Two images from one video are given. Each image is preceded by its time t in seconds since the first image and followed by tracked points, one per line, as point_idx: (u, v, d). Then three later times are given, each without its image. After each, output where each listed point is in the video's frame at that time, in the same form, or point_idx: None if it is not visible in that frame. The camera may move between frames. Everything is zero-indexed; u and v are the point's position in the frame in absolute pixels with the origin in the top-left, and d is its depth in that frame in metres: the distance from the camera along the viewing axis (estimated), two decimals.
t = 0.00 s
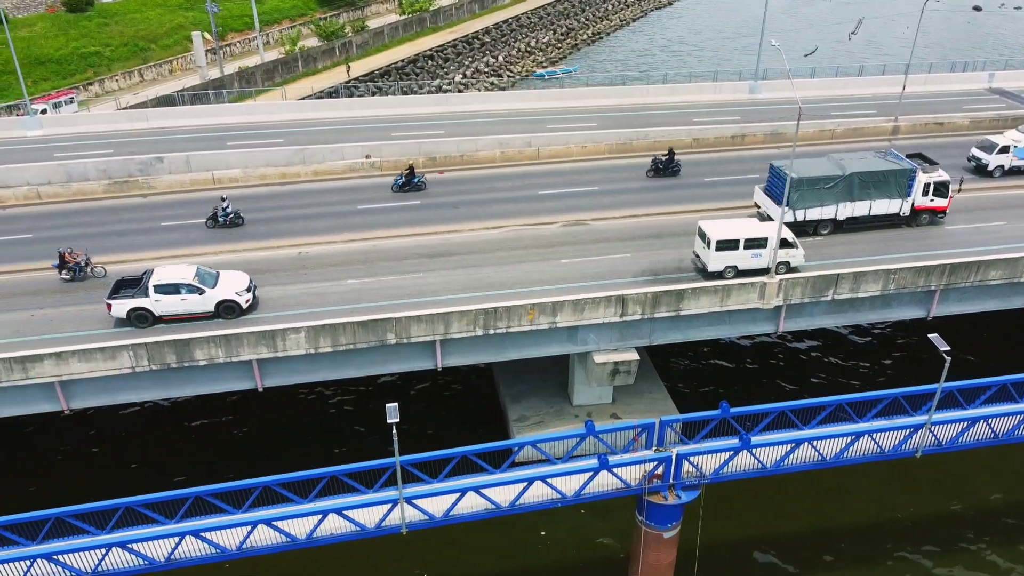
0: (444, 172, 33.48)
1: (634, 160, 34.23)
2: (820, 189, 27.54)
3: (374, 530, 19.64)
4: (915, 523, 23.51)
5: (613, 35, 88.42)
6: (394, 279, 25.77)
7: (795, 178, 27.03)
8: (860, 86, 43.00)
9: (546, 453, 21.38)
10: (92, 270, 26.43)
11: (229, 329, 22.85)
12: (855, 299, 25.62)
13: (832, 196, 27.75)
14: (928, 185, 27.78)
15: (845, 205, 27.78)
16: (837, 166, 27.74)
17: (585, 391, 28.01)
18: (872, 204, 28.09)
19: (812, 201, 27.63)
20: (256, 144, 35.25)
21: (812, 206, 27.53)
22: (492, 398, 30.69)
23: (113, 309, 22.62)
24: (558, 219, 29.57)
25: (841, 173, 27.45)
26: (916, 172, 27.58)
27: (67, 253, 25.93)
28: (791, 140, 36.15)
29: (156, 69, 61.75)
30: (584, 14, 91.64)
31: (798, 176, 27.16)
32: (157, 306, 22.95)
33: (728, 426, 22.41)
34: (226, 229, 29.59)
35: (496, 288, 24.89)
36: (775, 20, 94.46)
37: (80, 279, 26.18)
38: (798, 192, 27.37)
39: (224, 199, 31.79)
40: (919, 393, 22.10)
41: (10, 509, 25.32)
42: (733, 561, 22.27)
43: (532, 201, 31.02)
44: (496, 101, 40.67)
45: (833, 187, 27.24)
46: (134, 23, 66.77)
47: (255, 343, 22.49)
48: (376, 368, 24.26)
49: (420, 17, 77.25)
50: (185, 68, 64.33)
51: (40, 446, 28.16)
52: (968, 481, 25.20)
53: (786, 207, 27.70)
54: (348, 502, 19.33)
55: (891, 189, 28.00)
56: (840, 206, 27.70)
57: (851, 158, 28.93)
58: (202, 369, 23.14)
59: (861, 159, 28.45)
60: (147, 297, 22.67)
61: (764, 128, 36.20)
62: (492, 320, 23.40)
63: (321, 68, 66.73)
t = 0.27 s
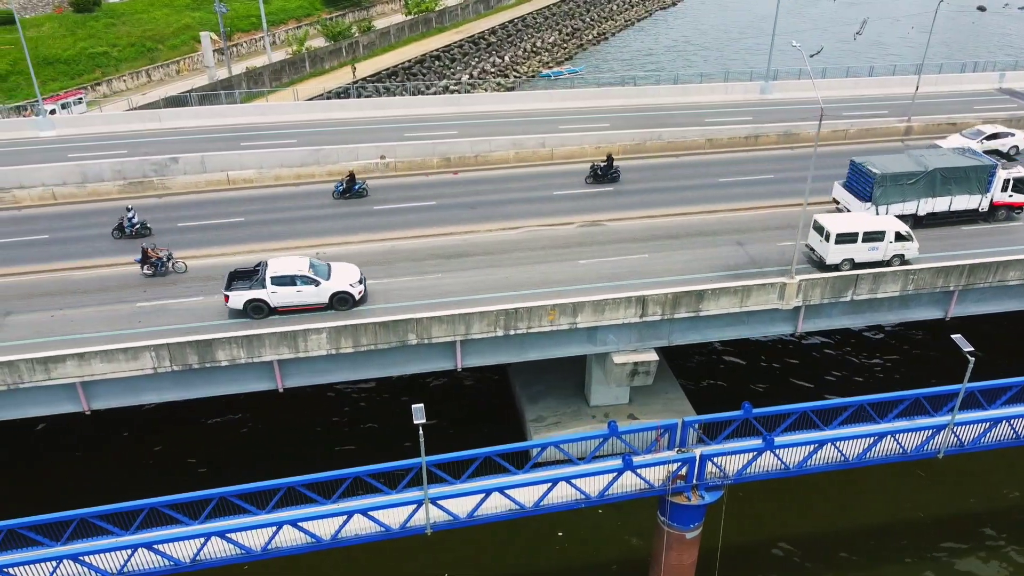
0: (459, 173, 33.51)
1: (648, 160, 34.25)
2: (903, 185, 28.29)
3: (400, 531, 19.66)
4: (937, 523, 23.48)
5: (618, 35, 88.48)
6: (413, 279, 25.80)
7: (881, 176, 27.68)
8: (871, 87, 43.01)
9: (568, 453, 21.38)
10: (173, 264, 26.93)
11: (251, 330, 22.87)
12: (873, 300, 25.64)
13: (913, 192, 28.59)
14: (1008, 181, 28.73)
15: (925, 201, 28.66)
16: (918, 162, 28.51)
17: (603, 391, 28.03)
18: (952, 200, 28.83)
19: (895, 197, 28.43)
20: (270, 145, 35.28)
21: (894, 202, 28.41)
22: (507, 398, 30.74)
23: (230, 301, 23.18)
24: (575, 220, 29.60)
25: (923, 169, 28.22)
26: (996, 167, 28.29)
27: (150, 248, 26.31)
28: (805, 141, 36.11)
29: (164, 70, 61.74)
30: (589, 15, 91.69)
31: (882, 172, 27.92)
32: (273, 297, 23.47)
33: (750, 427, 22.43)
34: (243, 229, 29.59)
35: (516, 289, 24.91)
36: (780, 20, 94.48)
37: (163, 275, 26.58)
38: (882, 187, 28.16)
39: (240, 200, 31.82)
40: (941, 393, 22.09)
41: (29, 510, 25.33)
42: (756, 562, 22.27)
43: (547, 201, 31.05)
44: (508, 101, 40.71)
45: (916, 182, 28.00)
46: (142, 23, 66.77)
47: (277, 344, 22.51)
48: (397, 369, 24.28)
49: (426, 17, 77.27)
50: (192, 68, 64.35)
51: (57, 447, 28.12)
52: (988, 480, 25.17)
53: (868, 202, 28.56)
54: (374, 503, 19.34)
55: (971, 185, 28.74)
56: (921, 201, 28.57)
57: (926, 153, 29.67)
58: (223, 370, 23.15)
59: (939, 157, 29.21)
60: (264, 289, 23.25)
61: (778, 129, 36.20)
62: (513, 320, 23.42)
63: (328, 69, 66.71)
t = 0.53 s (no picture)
0: (473, 173, 33.56)
1: (662, 161, 34.28)
2: (984, 180, 27.90)
3: (425, 531, 19.68)
4: (958, 524, 23.48)
5: (624, 35, 88.49)
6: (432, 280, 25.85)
7: (963, 170, 27.31)
8: (882, 87, 43.04)
9: (591, 454, 21.39)
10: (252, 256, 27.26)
11: (272, 331, 22.89)
12: (892, 300, 25.63)
13: (993, 187, 28.22)
14: None
15: (1006, 195, 28.39)
16: (996, 157, 28.18)
17: (620, 392, 28.05)
18: None
19: (975, 192, 28.07)
20: (284, 146, 35.32)
21: (975, 197, 28.04)
22: (522, 398, 30.72)
23: (347, 292, 23.60)
24: (592, 220, 29.63)
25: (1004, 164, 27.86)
26: None
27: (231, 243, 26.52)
28: (818, 141, 36.09)
29: (171, 70, 61.76)
30: (594, 15, 91.81)
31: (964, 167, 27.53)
32: (387, 289, 23.86)
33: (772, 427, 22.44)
34: (260, 230, 29.61)
35: (535, 289, 24.92)
36: (785, 20, 94.53)
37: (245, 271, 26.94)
38: (964, 183, 27.75)
39: (255, 201, 31.85)
40: (962, 393, 22.10)
41: (48, 511, 25.35)
42: (778, 562, 22.30)
43: (563, 202, 31.09)
44: (520, 102, 40.77)
45: (998, 178, 27.66)
46: (149, 24, 66.80)
47: (298, 345, 22.52)
48: (417, 369, 24.31)
49: (432, 17, 77.26)
50: (199, 69, 64.38)
51: (73, 448, 28.05)
52: (1007, 481, 25.16)
53: (948, 197, 28.13)
54: (399, 503, 19.37)
55: None
56: (1001, 197, 28.23)
57: (1010, 149, 29.32)
58: (243, 370, 23.18)
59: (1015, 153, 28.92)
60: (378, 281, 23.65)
61: (791, 129, 36.21)
62: (533, 321, 23.44)
63: (336, 69, 66.71)
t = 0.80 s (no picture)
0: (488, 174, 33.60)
1: (676, 161, 34.31)
2: None
3: (450, 532, 19.71)
4: (980, 523, 23.47)
5: (629, 35, 88.45)
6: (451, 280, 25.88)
7: None
8: (893, 87, 43.06)
9: (614, 454, 21.42)
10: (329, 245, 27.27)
11: (294, 331, 22.91)
12: (911, 301, 25.61)
13: None
14: None
15: None
16: None
17: (637, 392, 28.05)
18: None
19: None
20: (298, 146, 35.34)
21: None
22: (536, 398, 30.74)
23: (461, 284, 23.96)
24: (608, 220, 29.65)
25: None
26: None
27: (314, 242, 26.34)
28: (831, 141, 36.11)
29: (179, 70, 61.76)
30: (599, 15, 91.89)
31: None
32: (500, 280, 24.16)
33: (794, 427, 22.45)
34: (276, 230, 29.63)
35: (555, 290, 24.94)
36: (790, 20, 94.57)
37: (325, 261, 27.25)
38: None
39: (271, 201, 31.87)
40: (984, 394, 22.10)
41: (68, 511, 25.38)
42: (801, 561, 22.32)
43: (579, 203, 31.10)
44: (532, 102, 40.81)
45: None
46: (157, 24, 66.80)
47: (320, 345, 22.52)
48: (437, 369, 24.32)
49: (438, 18, 77.26)
50: (206, 69, 64.38)
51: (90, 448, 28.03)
52: None
53: None
54: (425, 504, 19.41)
55: None
56: None
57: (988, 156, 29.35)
58: (264, 371, 23.20)
59: None
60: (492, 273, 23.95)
61: (805, 129, 36.23)
62: (554, 321, 23.45)
63: (343, 69, 66.70)
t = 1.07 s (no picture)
0: (503, 174, 33.63)
1: (690, 162, 34.34)
2: None
3: (475, 533, 19.75)
4: (1001, 522, 23.48)
5: (634, 36, 88.52)
6: (469, 281, 25.89)
7: None
8: (903, 87, 43.11)
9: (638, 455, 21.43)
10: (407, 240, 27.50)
11: (315, 332, 22.92)
12: (930, 302, 25.61)
13: None
14: None
15: None
16: None
17: (654, 393, 28.07)
18: None
19: None
20: (312, 146, 35.37)
21: None
22: (551, 398, 30.78)
23: (572, 275, 24.34)
24: (625, 221, 29.68)
25: None
26: None
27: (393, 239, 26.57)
28: (845, 141, 36.14)
29: (186, 70, 61.77)
30: (604, 15, 92.02)
31: None
32: (609, 271, 24.53)
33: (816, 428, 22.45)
34: (293, 230, 29.64)
35: (574, 290, 24.94)
36: (794, 20, 94.67)
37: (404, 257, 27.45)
38: None
39: (286, 201, 31.89)
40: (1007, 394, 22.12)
41: (87, 512, 25.39)
42: (824, 560, 22.31)
43: (594, 203, 31.11)
44: (544, 103, 40.85)
45: None
46: (164, 24, 66.82)
47: (342, 346, 22.53)
48: (457, 369, 24.33)
49: (444, 18, 77.28)
50: (213, 69, 64.37)
51: (108, 451, 28.10)
52: None
53: None
54: (450, 505, 19.43)
55: None
56: None
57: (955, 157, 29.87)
58: (285, 372, 23.21)
59: None
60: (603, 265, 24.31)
61: (818, 129, 36.26)
62: (575, 322, 23.46)
63: (350, 69, 66.71)
